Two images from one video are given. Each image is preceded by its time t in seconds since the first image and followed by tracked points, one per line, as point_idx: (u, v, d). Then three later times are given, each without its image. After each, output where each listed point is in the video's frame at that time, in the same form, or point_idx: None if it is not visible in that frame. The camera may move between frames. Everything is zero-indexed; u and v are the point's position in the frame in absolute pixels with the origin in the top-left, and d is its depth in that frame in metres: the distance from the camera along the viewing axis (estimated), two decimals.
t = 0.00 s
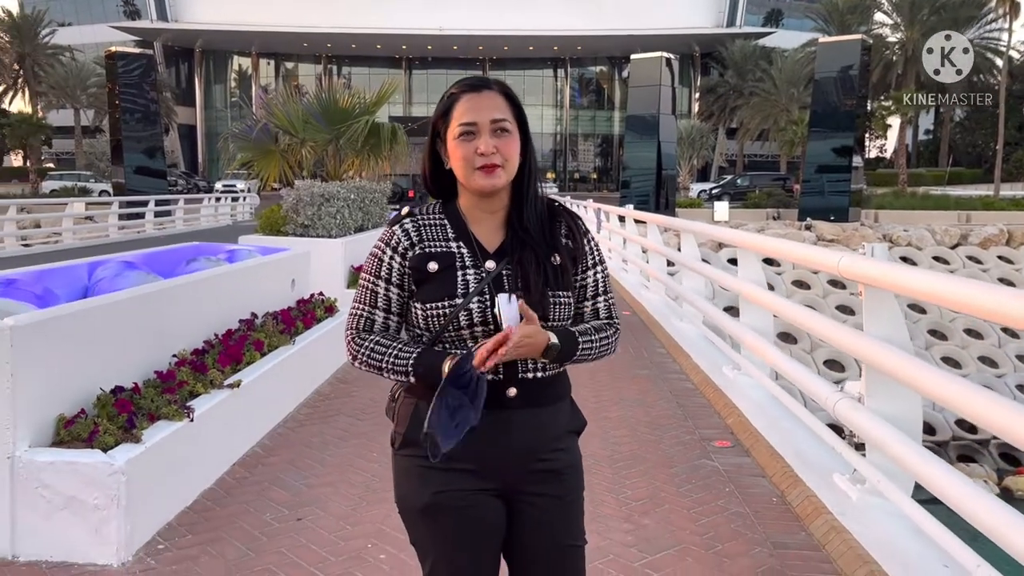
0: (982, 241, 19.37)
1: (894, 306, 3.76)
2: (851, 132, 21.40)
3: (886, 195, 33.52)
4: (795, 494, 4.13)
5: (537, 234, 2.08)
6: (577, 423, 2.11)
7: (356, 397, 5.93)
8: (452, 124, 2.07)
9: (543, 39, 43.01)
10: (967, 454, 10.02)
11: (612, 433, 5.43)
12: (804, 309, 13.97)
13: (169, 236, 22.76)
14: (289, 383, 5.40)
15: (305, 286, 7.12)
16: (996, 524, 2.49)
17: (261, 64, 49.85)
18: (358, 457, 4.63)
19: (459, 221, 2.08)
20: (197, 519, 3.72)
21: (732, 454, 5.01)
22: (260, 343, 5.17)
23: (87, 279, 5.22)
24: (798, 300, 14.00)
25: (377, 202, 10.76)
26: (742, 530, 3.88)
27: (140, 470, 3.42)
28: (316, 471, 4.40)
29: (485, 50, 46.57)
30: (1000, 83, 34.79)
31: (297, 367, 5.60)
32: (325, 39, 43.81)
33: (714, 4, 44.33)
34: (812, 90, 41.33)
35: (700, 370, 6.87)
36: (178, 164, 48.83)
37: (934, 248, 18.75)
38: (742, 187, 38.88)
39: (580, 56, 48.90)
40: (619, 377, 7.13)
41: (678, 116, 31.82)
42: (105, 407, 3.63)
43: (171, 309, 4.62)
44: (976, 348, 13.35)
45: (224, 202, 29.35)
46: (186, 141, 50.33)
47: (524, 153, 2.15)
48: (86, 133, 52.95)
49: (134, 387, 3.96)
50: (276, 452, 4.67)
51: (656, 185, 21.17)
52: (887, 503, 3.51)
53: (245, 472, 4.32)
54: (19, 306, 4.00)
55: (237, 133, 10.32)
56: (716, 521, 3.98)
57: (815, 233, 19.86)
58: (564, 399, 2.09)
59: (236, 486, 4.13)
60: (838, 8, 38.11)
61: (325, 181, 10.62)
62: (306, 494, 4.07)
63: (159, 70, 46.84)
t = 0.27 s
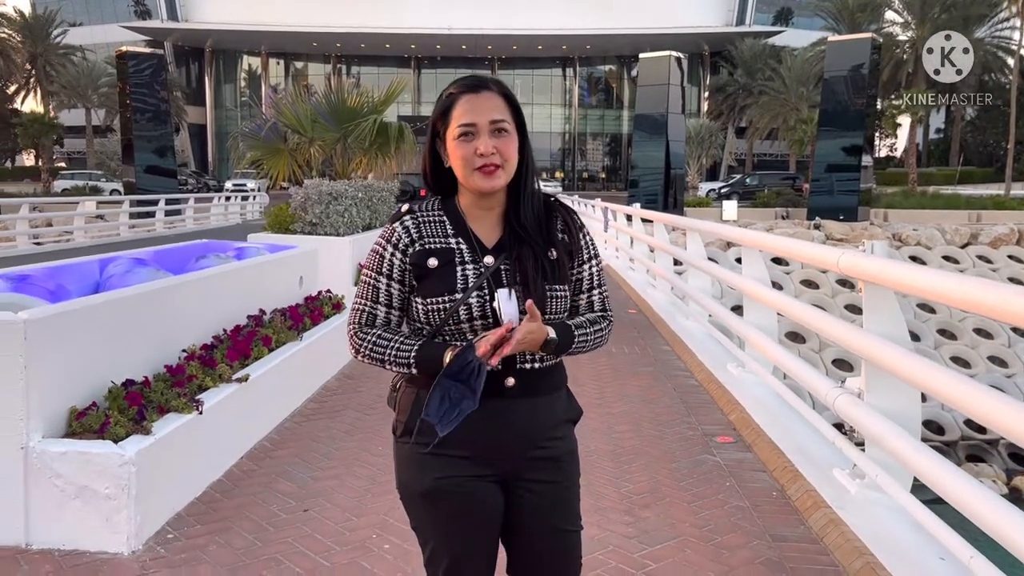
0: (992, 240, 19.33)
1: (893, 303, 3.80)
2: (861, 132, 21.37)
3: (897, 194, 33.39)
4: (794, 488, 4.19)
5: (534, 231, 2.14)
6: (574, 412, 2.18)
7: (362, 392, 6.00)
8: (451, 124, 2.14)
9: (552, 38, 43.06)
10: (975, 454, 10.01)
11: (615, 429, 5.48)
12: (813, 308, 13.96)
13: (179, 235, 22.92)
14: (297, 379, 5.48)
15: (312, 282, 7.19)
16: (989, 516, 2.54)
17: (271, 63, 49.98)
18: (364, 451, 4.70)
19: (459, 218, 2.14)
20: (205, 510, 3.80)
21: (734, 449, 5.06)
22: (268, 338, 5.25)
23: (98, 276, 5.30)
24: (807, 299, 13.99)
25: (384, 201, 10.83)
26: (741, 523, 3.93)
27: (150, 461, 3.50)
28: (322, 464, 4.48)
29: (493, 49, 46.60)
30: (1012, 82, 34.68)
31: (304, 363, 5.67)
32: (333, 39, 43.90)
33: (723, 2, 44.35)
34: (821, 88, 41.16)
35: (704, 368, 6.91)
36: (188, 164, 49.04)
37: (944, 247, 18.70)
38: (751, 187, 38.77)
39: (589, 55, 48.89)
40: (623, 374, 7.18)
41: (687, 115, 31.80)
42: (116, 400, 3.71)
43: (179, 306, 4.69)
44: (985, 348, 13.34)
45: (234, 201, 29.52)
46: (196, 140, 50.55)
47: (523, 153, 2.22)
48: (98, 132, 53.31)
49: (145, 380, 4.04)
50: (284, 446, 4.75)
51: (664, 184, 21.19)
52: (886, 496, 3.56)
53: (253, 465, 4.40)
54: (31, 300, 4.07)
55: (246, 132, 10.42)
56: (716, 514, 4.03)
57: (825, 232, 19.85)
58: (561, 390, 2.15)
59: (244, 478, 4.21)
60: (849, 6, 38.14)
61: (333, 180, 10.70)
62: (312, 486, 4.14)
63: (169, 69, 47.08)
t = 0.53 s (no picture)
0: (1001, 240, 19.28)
1: (893, 298, 3.83)
2: (870, 131, 21.37)
3: (905, 193, 33.30)
4: (796, 482, 4.23)
5: (533, 224, 2.20)
6: (574, 402, 2.23)
7: (370, 387, 6.07)
8: (452, 118, 2.19)
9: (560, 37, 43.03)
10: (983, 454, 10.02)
11: (619, 424, 5.54)
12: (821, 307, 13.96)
13: (188, 233, 23.08)
14: (305, 373, 5.55)
15: (320, 279, 7.26)
16: (984, 508, 2.58)
17: (280, 62, 50.13)
18: (371, 445, 4.76)
19: (460, 212, 2.20)
20: (215, 501, 3.87)
21: (737, 444, 5.11)
22: (277, 334, 5.31)
23: (109, 271, 5.38)
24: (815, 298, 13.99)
25: (392, 199, 10.90)
26: (742, 516, 3.98)
27: (161, 452, 3.57)
28: (330, 456, 4.55)
29: (500, 48, 46.68)
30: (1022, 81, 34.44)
31: (313, 358, 5.74)
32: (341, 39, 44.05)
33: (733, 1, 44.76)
34: (830, 88, 41.01)
35: (708, 365, 6.96)
36: (197, 163, 49.26)
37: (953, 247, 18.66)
38: (759, 186, 38.72)
39: (597, 54, 48.94)
40: (629, 371, 7.23)
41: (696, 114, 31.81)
42: (127, 392, 3.77)
43: (189, 301, 4.76)
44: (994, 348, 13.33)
45: (243, 199, 29.69)
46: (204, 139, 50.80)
47: (523, 147, 2.26)
48: (108, 132, 53.65)
49: (155, 373, 4.10)
50: (293, 439, 4.81)
51: (672, 184, 21.23)
52: (885, 490, 3.60)
53: (262, 457, 4.47)
54: (44, 294, 4.14)
55: (255, 131, 10.51)
56: (718, 507, 4.08)
57: (833, 231, 19.86)
58: (560, 380, 2.20)
59: (253, 470, 4.28)
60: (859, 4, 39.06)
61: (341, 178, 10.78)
62: (320, 479, 4.21)
63: (178, 69, 47.34)
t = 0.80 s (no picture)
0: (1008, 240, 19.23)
1: (897, 295, 3.86)
2: (877, 129, 21.32)
3: (913, 192, 33.18)
4: (800, 478, 4.27)
5: (536, 222, 2.24)
6: (577, 397, 2.27)
7: (377, 384, 6.14)
8: (458, 120, 2.23)
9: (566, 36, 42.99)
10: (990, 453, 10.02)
11: (624, 421, 5.58)
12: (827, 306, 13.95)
13: (195, 231, 23.19)
14: (313, 371, 5.59)
15: (328, 277, 7.30)
16: (986, 503, 2.61)
17: (287, 61, 50.21)
18: (377, 441, 4.82)
19: (464, 210, 2.25)
20: (226, 495, 3.92)
21: (741, 441, 5.14)
22: (285, 330, 5.38)
23: (121, 268, 5.44)
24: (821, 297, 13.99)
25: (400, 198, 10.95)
26: (746, 511, 4.01)
27: (172, 445, 3.62)
28: (337, 452, 4.60)
29: (507, 47, 46.67)
30: None
31: (321, 355, 5.79)
32: (347, 37, 44.11)
33: None
34: (837, 86, 40.91)
35: (714, 362, 6.98)
36: (205, 161, 49.40)
37: (960, 246, 18.60)
38: (766, 184, 38.64)
39: (603, 53, 48.90)
40: (634, 369, 7.27)
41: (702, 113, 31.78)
42: (139, 387, 3.83)
43: (199, 298, 4.82)
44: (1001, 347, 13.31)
45: (250, 197, 29.78)
46: (212, 138, 50.92)
47: (527, 148, 2.30)
48: (116, 130, 53.86)
49: (166, 369, 4.16)
50: (301, 435, 4.86)
51: (678, 182, 21.24)
52: (887, 486, 3.63)
53: (271, 453, 4.52)
54: (56, 290, 4.20)
55: (263, 130, 10.59)
56: (723, 503, 4.11)
57: (840, 230, 19.86)
58: (563, 373, 2.24)
59: (263, 465, 4.33)
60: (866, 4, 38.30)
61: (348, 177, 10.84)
62: (328, 473, 4.26)
63: (185, 67, 47.47)
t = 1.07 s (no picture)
0: (1012, 240, 19.25)
1: (901, 295, 3.89)
2: (881, 129, 21.34)
3: (918, 192, 33.16)
4: (803, 476, 4.30)
5: (543, 223, 2.28)
6: (584, 394, 2.31)
7: (384, 382, 6.19)
8: (465, 123, 2.27)
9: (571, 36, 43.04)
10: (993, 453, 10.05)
11: (629, 420, 5.62)
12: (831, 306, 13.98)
13: (200, 229, 23.28)
14: (320, 369, 5.64)
15: (335, 276, 7.35)
16: (989, 500, 2.65)
17: (291, 60, 50.31)
18: (385, 438, 4.86)
19: (472, 211, 2.28)
20: (235, 491, 3.97)
21: (746, 439, 5.18)
22: (293, 329, 5.42)
23: (130, 267, 5.49)
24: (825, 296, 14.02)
25: (405, 197, 10.99)
26: (750, 508, 4.05)
27: (184, 442, 3.67)
28: (345, 449, 4.65)
29: (511, 46, 46.70)
30: None
31: (328, 353, 5.84)
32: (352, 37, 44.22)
33: None
34: (842, 86, 40.92)
35: (718, 362, 7.02)
36: (209, 161, 49.52)
37: (965, 246, 18.60)
38: (770, 184, 38.64)
39: (608, 52, 48.92)
40: (639, 368, 7.30)
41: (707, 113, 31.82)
42: (150, 384, 3.87)
43: (208, 298, 4.86)
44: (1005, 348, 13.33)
45: (255, 197, 29.86)
46: (216, 137, 51.03)
47: (533, 150, 2.33)
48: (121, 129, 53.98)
49: (176, 366, 4.20)
50: (309, 432, 4.91)
51: (682, 182, 21.28)
52: (891, 484, 3.66)
53: (280, 450, 4.57)
54: (68, 288, 4.25)
55: (270, 129, 10.65)
56: (726, 500, 4.15)
57: (844, 230, 19.89)
58: (571, 371, 2.28)
59: (271, 461, 4.38)
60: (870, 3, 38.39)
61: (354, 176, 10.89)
62: (337, 470, 4.31)
63: (190, 67, 47.58)
